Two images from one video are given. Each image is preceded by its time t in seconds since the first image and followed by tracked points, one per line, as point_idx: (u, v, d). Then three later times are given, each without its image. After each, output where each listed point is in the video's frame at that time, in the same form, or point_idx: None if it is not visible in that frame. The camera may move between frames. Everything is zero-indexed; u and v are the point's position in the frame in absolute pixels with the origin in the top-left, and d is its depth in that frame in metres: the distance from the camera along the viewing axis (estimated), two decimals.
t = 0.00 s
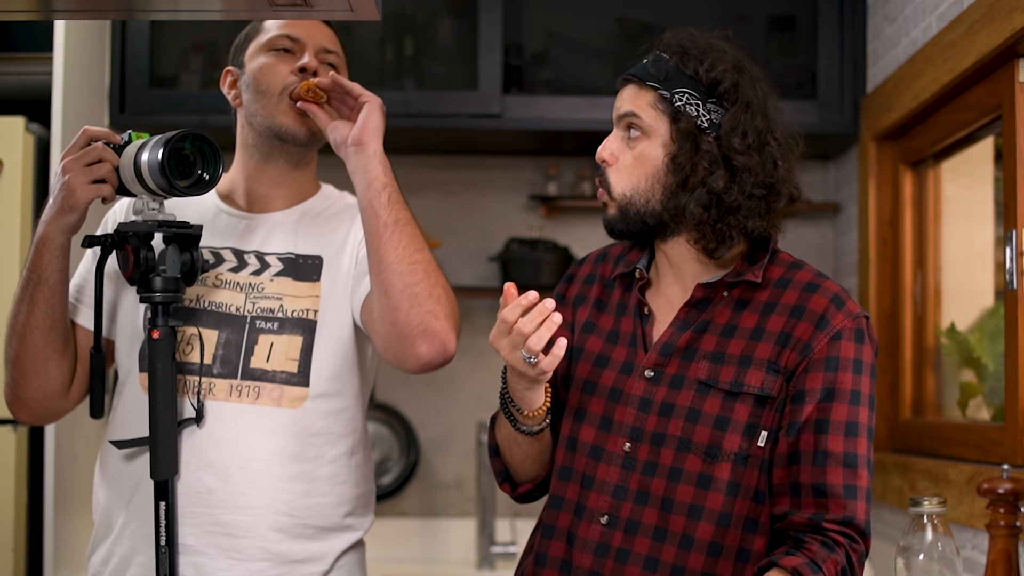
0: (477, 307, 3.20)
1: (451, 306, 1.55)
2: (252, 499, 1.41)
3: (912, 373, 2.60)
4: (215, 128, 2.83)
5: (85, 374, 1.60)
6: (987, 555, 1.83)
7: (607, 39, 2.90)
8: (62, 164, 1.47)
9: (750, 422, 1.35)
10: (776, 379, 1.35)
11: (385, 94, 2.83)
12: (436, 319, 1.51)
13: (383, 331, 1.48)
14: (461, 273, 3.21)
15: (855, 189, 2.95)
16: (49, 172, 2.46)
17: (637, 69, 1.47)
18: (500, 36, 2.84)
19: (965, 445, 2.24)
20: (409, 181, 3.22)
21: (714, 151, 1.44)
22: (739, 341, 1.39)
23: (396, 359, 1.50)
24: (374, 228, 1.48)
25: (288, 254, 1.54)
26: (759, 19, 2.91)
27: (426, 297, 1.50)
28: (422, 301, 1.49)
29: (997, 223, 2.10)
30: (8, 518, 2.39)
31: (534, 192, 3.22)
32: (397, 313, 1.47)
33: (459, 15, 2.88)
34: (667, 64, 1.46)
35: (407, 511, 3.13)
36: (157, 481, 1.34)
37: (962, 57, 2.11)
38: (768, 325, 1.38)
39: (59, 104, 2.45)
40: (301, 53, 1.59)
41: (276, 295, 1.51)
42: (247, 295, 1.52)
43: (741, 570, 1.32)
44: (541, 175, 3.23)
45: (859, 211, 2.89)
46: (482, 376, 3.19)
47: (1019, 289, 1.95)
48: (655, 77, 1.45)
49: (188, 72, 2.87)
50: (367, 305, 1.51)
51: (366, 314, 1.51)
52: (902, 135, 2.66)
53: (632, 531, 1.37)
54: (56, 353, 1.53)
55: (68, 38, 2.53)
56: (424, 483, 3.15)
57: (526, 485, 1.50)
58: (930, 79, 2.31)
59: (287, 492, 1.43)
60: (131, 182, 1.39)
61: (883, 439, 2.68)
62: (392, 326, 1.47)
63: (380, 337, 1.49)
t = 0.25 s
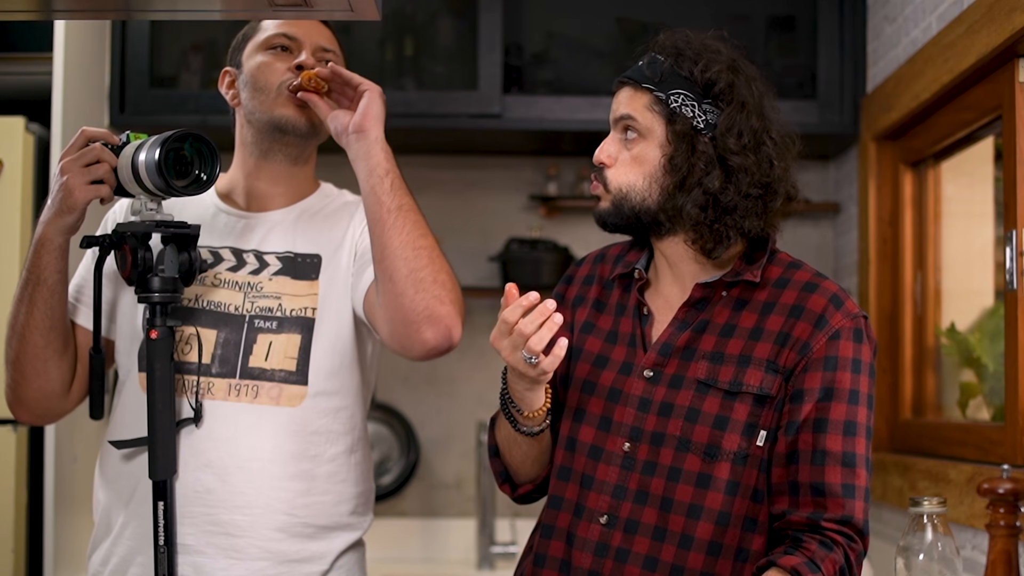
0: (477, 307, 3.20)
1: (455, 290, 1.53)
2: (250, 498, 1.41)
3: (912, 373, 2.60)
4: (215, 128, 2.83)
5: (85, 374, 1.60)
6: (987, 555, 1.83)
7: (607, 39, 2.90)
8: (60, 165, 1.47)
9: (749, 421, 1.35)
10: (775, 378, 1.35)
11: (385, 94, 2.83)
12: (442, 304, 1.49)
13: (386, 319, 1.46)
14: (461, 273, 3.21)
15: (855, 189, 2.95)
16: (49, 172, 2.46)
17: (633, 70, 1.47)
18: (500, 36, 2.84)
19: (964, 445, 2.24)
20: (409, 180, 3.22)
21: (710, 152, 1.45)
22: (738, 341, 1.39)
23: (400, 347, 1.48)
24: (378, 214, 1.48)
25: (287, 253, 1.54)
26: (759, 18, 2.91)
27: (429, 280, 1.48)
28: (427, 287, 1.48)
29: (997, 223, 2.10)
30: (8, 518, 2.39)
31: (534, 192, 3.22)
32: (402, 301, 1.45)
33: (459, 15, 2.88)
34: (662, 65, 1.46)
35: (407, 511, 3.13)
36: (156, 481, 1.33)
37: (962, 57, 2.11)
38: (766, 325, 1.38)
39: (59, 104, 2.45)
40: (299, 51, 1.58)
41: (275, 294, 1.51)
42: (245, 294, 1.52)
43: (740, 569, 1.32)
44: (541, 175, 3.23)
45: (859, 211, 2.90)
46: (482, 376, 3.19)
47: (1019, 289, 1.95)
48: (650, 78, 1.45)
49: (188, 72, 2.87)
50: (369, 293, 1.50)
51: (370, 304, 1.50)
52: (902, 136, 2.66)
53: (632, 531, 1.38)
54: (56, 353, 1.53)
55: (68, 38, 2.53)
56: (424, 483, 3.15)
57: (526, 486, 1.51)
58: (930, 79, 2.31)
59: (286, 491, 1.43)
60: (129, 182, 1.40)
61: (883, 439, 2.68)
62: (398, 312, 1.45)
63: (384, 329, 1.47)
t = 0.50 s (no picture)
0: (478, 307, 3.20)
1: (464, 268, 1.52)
2: (247, 499, 1.41)
3: (912, 373, 2.60)
4: (215, 128, 2.83)
5: (84, 373, 1.60)
6: (987, 556, 1.83)
7: (607, 39, 2.90)
8: (59, 165, 1.47)
9: (748, 421, 1.35)
10: (775, 378, 1.35)
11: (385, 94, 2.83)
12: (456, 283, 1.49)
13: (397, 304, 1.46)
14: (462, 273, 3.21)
15: (855, 189, 2.95)
16: (49, 172, 2.46)
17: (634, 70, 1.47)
18: (500, 36, 2.84)
19: (965, 445, 2.24)
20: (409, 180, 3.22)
21: (711, 153, 1.45)
22: (738, 341, 1.39)
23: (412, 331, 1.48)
24: (390, 194, 1.47)
25: (287, 253, 1.54)
26: (759, 18, 2.91)
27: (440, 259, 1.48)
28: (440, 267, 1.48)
29: (997, 223, 2.10)
30: (8, 518, 2.39)
31: (534, 192, 3.22)
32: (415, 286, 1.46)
33: (459, 15, 2.88)
34: (663, 66, 1.45)
35: (407, 511, 3.13)
36: (155, 481, 1.33)
37: (962, 57, 2.11)
38: (766, 325, 1.38)
39: (59, 104, 2.45)
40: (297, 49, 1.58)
41: (275, 294, 1.51)
42: (245, 294, 1.52)
43: (740, 569, 1.32)
44: (541, 175, 3.23)
45: (859, 211, 2.90)
46: (482, 376, 3.19)
47: (1019, 289, 1.95)
48: (650, 79, 1.45)
49: (188, 72, 2.87)
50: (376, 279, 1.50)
51: (377, 292, 1.49)
52: (902, 136, 2.66)
53: (631, 531, 1.38)
54: (56, 352, 1.53)
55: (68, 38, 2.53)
56: (424, 483, 3.15)
57: (527, 486, 1.51)
58: (930, 79, 2.31)
59: (284, 491, 1.42)
60: (128, 183, 1.40)
61: (883, 439, 2.68)
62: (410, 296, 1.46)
63: (395, 315, 1.48)
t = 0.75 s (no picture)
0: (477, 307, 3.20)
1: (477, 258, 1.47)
2: (244, 501, 1.41)
3: (912, 373, 2.60)
4: (215, 128, 2.83)
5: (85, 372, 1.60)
6: (987, 555, 1.83)
7: (607, 39, 2.90)
8: (59, 165, 1.47)
9: (748, 421, 1.35)
10: (774, 378, 1.35)
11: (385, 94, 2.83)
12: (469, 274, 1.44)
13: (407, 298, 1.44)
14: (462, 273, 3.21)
15: (855, 189, 2.95)
16: (49, 172, 2.46)
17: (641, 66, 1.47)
18: (500, 36, 2.84)
19: (965, 445, 2.24)
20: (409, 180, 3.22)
21: (713, 152, 1.45)
22: (737, 341, 1.39)
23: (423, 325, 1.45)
24: (398, 186, 1.43)
25: (287, 254, 1.53)
26: (759, 18, 2.91)
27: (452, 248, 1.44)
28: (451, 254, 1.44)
29: (997, 223, 2.10)
30: (8, 518, 2.39)
31: (534, 192, 3.22)
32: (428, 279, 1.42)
33: (459, 15, 2.88)
34: (670, 63, 1.45)
35: (407, 511, 3.13)
36: (155, 481, 1.33)
37: (962, 57, 2.11)
38: (765, 325, 1.38)
39: (59, 104, 2.45)
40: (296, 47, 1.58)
41: (275, 297, 1.51)
42: (245, 295, 1.51)
43: (739, 569, 1.32)
44: (541, 175, 3.23)
45: (859, 211, 2.89)
46: (481, 376, 3.19)
47: (1019, 289, 1.95)
48: (655, 76, 1.45)
49: (188, 72, 2.87)
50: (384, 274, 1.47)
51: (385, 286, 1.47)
52: (902, 135, 2.66)
53: (631, 531, 1.38)
54: (57, 351, 1.53)
55: (69, 38, 2.53)
56: (424, 483, 3.15)
57: (527, 487, 1.51)
58: (930, 79, 2.31)
59: (282, 493, 1.42)
60: (128, 182, 1.40)
61: (883, 439, 2.68)
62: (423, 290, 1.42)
63: (407, 309, 1.45)
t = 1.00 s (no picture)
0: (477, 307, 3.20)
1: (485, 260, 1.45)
2: (243, 503, 1.41)
3: (912, 373, 2.60)
4: (215, 128, 2.83)
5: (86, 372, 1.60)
6: (987, 555, 1.83)
7: (607, 39, 2.90)
8: (58, 165, 1.47)
9: (750, 422, 1.35)
10: (776, 380, 1.35)
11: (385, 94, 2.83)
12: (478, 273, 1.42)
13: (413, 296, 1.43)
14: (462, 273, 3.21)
15: (855, 189, 2.95)
16: (49, 172, 2.46)
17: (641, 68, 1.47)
18: (500, 36, 2.84)
19: (965, 445, 2.24)
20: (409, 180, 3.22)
21: (715, 153, 1.45)
22: (739, 342, 1.39)
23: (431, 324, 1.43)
24: (406, 185, 1.42)
25: (287, 254, 1.53)
26: (759, 18, 2.91)
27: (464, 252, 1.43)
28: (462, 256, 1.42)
29: (997, 223, 2.10)
30: (8, 518, 2.39)
31: (534, 192, 3.22)
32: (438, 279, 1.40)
33: (459, 15, 2.88)
34: (671, 65, 1.46)
35: (407, 511, 3.13)
36: (155, 481, 1.33)
37: (962, 57, 2.11)
38: (767, 326, 1.38)
39: (59, 104, 2.45)
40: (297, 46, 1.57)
41: (274, 297, 1.50)
42: (245, 296, 1.51)
43: (740, 570, 1.32)
44: (541, 175, 3.23)
45: (859, 211, 2.89)
46: (482, 376, 3.19)
47: (1019, 289, 1.95)
48: (656, 77, 1.45)
49: (188, 72, 2.87)
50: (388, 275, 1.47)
51: (389, 285, 1.46)
52: (902, 135, 2.66)
53: (632, 531, 1.38)
54: (57, 351, 1.53)
55: (69, 38, 2.53)
56: (424, 483, 3.16)
57: (528, 487, 1.51)
58: (930, 79, 2.31)
59: (280, 495, 1.42)
60: (127, 182, 1.40)
61: (883, 439, 2.68)
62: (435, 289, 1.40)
63: (415, 310, 1.44)
